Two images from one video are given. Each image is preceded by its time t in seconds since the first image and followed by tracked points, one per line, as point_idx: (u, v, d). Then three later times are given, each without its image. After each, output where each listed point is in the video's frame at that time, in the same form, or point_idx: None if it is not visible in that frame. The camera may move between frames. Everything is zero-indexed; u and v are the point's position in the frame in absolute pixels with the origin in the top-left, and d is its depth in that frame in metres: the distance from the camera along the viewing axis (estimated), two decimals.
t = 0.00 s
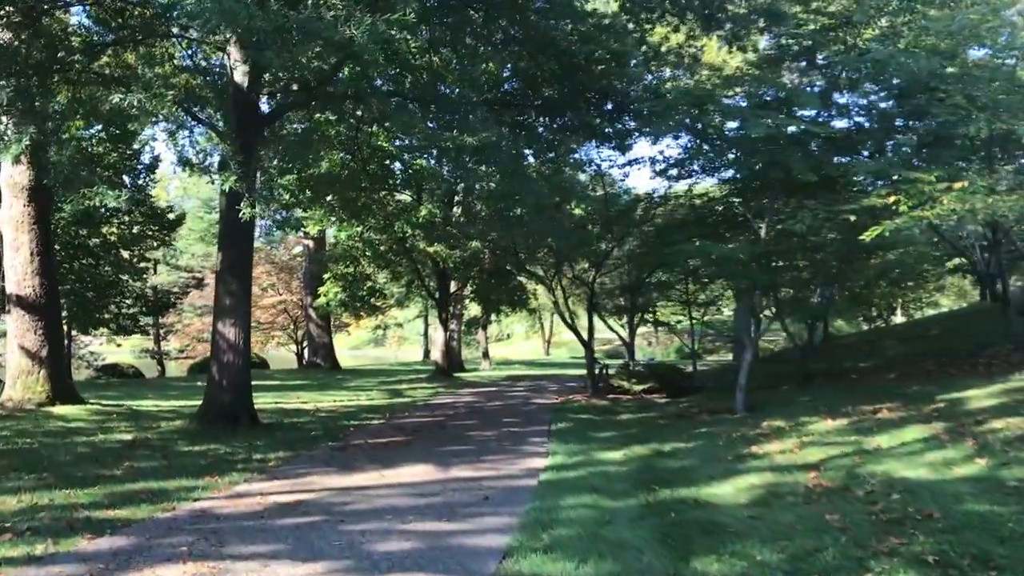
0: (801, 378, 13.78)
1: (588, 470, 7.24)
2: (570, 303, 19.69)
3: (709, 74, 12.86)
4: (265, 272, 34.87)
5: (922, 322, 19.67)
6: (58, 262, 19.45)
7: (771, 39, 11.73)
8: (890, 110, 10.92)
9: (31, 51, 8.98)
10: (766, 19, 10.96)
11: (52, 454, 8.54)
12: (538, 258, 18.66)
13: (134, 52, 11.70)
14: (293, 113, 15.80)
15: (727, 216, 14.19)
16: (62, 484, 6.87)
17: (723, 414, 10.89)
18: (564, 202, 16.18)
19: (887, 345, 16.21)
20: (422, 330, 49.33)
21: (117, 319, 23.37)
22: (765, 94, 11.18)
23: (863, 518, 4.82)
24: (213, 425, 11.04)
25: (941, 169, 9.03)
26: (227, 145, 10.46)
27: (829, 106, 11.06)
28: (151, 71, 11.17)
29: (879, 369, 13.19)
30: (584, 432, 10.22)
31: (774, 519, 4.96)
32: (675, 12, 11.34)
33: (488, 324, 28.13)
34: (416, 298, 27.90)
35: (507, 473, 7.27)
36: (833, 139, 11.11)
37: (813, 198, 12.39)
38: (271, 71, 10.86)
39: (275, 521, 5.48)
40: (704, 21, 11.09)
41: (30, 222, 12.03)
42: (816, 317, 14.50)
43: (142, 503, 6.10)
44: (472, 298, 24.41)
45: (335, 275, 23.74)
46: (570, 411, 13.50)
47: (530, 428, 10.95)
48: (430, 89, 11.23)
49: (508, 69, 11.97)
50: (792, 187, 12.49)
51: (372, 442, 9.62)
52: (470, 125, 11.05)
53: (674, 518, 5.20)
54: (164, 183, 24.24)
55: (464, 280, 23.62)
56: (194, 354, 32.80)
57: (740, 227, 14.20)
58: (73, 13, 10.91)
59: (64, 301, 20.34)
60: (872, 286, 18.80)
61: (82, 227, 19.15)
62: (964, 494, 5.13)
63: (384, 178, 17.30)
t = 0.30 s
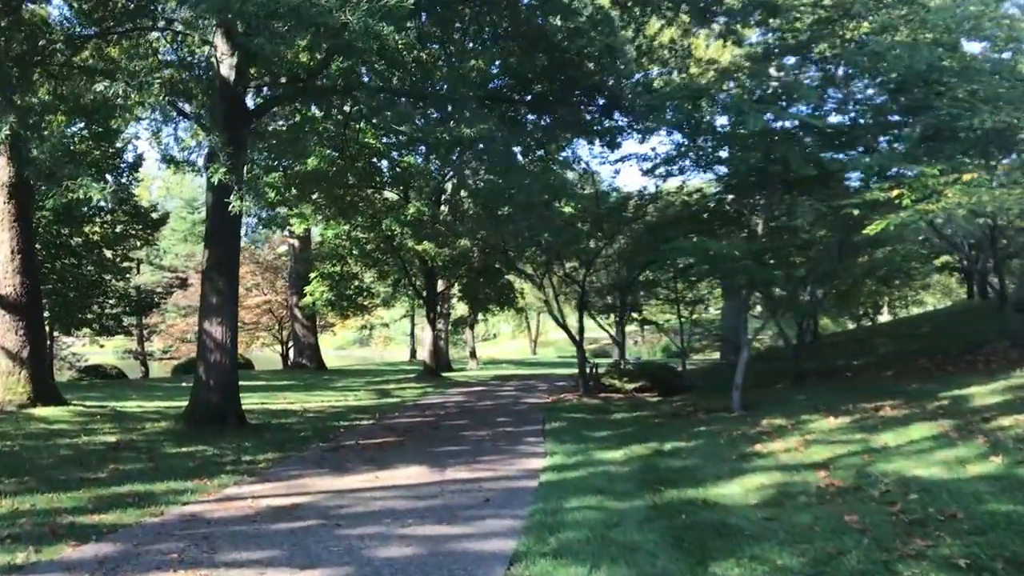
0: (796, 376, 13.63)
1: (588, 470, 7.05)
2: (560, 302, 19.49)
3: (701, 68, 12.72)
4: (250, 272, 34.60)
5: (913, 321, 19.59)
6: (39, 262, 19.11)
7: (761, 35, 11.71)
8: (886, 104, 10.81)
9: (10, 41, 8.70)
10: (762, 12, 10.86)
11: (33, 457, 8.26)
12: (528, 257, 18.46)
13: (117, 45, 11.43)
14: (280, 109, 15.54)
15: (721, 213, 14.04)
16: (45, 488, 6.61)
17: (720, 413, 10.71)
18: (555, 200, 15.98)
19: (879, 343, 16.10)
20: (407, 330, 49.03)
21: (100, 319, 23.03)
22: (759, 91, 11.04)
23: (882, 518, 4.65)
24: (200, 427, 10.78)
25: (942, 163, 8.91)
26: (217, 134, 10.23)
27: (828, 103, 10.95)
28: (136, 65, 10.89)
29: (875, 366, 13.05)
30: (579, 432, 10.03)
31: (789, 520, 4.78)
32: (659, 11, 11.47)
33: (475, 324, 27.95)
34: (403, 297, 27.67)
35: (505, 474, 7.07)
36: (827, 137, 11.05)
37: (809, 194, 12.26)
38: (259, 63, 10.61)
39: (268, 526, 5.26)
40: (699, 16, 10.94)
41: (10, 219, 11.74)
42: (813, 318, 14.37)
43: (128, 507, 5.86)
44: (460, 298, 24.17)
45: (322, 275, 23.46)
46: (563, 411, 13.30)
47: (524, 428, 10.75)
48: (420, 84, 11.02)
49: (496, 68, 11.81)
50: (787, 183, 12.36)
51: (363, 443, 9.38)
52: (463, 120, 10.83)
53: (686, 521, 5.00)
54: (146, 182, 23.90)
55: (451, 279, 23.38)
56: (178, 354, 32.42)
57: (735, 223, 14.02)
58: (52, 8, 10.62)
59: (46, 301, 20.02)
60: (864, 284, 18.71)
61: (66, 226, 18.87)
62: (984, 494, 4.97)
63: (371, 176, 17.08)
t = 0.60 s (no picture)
0: (794, 378, 13.41)
1: (592, 480, 6.77)
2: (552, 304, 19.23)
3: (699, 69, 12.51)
4: (235, 273, 34.20)
5: (907, 322, 19.42)
6: (20, 263, 18.69)
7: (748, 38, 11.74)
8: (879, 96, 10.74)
9: None
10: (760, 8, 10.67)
11: (11, 467, 7.92)
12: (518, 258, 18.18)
13: (99, 39, 11.06)
14: (267, 106, 15.20)
15: (718, 213, 13.80)
16: (22, 503, 6.28)
17: (720, 418, 10.47)
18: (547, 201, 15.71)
19: (875, 345, 15.91)
20: (395, 331, 48.65)
21: (82, 321, 22.60)
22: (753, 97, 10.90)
23: (911, 536, 4.40)
24: (184, 434, 10.44)
25: (950, 161, 8.69)
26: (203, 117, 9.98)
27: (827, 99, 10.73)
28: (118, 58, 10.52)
29: (875, 369, 12.84)
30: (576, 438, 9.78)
31: (813, 538, 4.52)
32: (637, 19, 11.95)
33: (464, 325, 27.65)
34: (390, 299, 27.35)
35: (505, 485, 6.78)
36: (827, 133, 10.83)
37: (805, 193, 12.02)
38: (246, 58, 10.28)
39: (260, 544, 4.96)
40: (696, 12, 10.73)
41: None
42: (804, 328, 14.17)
43: (110, 524, 5.54)
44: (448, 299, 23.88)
45: (308, 276, 23.11)
46: (557, 415, 13.03)
47: (519, 434, 10.48)
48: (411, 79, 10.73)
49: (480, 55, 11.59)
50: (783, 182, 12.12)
51: (355, 451, 9.08)
52: (457, 117, 10.54)
53: (703, 538, 4.73)
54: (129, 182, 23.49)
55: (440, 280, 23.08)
56: (162, 357, 31.97)
57: (732, 223, 13.78)
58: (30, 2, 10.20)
59: (26, 303, 19.63)
60: (857, 285, 18.53)
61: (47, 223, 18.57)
62: (1015, 508, 4.73)
63: (360, 175, 16.76)
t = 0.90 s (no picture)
0: (788, 377, 13.21)
1: (592, 483, 6.51)
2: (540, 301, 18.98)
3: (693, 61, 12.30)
4: (216, 271, 33.76)
5: (898, 319, 19.28)
6: None
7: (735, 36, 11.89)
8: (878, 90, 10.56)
9: None
10: None
11: None
12: (507, 255, 17.91)
13: (77, 27, 10.67)
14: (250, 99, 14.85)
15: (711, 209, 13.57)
16: None
17: (716, 417, 10.25)
18: (536, 197, 15.46)
19: (867, 342, 15.74)
20: (378, 330, 48.29)
21: (60, 320, 22.13)
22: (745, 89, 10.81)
23: (938, 542, 4.18)
24: (166, 435, 10.11)
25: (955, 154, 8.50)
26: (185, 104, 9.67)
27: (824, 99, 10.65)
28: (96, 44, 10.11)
29: (870, 367, 12.66)
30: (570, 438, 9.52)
31: (835, 544, 4.29)
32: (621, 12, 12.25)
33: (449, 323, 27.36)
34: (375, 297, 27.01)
35: (502, 488, 6.52)
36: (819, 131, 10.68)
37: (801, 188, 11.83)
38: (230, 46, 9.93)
39: (247, 553, 4.68)
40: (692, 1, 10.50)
41: None
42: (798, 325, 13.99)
43: (87, 532, 5.24)
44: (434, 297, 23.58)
45: (292, 273, 22.75)
46: (548, 415, 12.77)
47: (511, 434, 10.21)
48: (401, 71, 10.46)
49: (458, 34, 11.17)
50: (779, 177, 11.92)
51: (343, 452, 8.78)
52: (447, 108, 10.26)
53: (717, 545, 4.49)
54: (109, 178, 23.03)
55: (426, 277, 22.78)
56: (142, 356, 31.48)
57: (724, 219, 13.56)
58: None
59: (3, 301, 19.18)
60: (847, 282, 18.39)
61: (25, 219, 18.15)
62: None
63: (346, 170, 16.43)
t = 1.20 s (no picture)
0: (769, 376, 13.08)
1: (579, 488, 6.28)
2: (517, 300, 18.75)
3: (673, 57, 12.14)
4: (186, 270, 33.25)
5: (874, 317, 19.26)
6: None
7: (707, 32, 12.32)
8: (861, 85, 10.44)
9: None
10: None
11: None
12: (483, 254, 17.67)
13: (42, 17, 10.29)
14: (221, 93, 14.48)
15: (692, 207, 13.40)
16: None
17: (699, 417, 10.08)
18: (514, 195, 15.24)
19: (846, 341, 15.67)
20: (351, 330, 47.89)
21: (25, 321, 21.58)
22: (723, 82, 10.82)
23: (950, 553, 4.00)
24: (133, 439, 9.75)
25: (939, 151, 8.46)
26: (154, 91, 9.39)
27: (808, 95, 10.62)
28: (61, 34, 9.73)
29: (852, 366, 12.56)
30: (552, 441, 9.30)
31: (842, 556, 4.10)
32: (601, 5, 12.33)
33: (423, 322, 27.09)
34: (348, 296, 26.65)
35: (485, 494, 6.27)
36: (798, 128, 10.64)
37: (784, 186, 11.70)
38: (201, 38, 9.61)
39: (218, 570, 4.40)
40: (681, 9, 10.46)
41: None
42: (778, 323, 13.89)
43: (47, 546, 4.93)
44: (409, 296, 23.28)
45: (264, 272, 22.35)
46: (527, 416, 12.55)
47: (491, 436, 9.97)
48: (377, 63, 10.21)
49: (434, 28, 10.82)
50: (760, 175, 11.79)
51: (318, 457, 8.50)
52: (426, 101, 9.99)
53: (717, 557, 4.28)
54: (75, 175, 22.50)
55: (401, 276, 22.48)
56: (110, 356, 30.89)
57: (705, 217, 13.40)
58: None
59: None
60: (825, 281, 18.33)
61: None
62: None
63: (319, 167, 16.10)
